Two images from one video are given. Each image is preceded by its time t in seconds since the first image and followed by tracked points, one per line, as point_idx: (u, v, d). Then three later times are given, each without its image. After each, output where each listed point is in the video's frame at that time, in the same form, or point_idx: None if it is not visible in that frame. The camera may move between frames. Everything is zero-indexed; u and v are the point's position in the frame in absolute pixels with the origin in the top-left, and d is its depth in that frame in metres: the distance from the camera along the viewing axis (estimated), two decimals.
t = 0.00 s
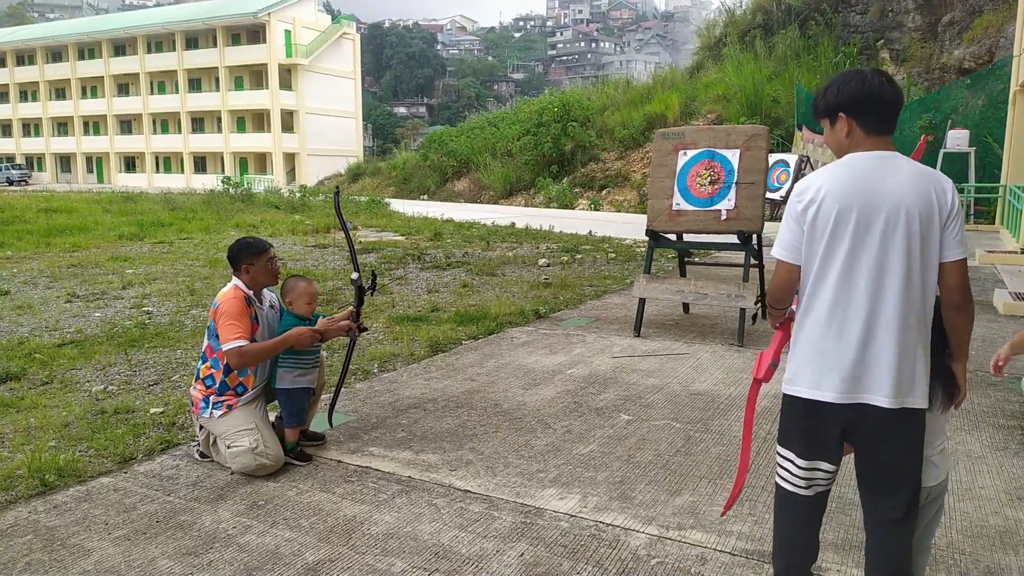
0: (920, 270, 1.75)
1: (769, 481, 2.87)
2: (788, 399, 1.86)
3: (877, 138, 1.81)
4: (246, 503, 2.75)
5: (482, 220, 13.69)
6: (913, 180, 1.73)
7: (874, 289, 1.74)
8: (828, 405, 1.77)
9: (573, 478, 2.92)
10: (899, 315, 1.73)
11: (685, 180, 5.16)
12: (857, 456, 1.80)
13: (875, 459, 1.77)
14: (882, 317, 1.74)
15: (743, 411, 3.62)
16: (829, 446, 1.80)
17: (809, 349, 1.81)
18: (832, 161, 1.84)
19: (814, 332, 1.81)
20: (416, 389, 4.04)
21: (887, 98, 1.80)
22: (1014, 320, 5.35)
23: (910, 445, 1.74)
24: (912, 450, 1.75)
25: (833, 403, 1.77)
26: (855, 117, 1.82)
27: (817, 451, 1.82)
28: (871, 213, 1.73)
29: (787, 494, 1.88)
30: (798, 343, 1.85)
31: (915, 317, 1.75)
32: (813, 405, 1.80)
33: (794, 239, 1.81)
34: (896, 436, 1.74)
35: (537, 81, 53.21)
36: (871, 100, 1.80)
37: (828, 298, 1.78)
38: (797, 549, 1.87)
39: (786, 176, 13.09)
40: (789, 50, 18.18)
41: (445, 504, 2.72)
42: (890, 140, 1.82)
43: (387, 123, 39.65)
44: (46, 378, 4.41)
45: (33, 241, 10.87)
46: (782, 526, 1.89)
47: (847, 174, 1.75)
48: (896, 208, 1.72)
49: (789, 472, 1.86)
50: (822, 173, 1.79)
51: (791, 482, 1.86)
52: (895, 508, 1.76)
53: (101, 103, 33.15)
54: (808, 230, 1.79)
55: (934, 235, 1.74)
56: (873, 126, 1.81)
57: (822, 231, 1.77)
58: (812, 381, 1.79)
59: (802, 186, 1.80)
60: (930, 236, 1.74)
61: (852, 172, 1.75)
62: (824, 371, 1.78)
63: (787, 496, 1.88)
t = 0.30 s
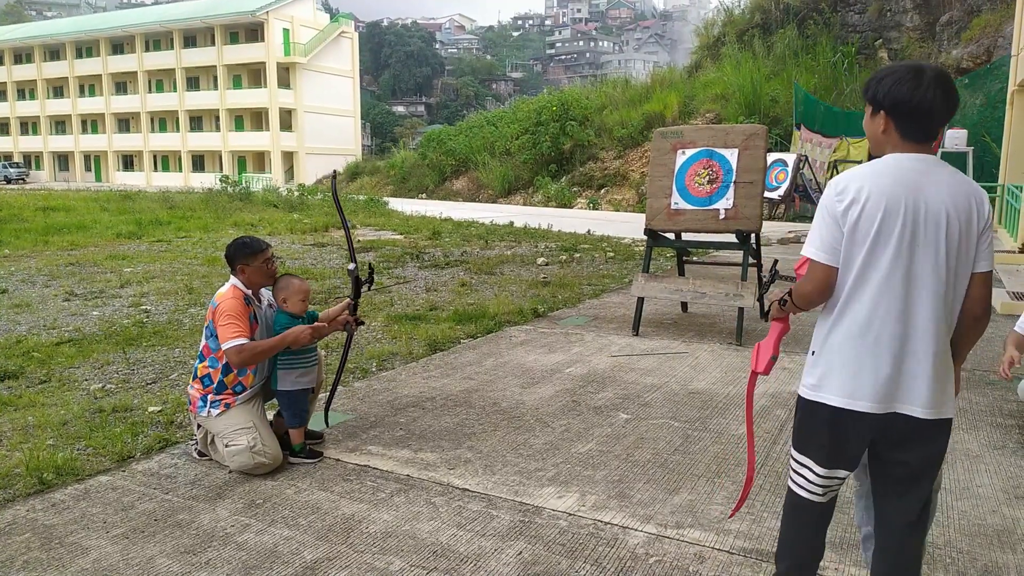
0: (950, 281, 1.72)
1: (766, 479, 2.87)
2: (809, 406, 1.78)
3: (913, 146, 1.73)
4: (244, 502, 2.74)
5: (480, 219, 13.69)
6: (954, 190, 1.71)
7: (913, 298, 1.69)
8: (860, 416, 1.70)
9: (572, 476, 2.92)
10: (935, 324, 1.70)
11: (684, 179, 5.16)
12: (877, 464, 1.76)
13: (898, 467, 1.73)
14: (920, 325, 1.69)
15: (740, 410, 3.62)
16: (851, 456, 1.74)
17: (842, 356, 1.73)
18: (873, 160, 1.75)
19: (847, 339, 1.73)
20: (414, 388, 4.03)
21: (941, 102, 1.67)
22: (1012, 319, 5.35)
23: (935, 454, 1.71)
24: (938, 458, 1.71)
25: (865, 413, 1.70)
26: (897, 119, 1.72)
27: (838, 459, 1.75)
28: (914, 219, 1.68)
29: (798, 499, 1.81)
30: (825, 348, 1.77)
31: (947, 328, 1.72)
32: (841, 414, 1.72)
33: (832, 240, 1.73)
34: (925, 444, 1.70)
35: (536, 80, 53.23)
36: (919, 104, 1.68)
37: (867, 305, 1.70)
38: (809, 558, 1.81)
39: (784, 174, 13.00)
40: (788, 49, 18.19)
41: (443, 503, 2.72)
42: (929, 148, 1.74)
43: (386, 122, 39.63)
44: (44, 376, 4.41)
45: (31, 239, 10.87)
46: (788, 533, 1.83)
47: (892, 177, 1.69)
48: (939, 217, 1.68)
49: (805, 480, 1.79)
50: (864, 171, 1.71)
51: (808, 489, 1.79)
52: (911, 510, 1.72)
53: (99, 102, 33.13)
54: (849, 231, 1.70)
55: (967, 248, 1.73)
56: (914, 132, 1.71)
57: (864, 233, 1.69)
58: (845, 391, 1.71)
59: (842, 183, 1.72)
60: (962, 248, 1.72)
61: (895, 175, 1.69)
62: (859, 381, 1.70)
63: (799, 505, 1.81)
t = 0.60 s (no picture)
0: (966, 291, 1.72)
1: (769, 483, 2.87)
2: (819, 410, 1.78)
3: (943, 150, 1.72)
4: (247, 505, 2.75)
5: (483, 221, 13.68)
6: (977, 200, 1.70)
7: (931, 308, 1.68)
8: (871, 423, 1.70)
9: (574, 479, 2.92)
10: (950, 337, 1.69)
11: (686, 182, 5.17)
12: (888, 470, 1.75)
13: (906, 471, 1.72)
14: (937, 336, 1.68)
15: (743, 413, 3.62)
16: (863, 460, 1.72)
17: (856, 364, 1.72)
18: (902, 163, 1.73)
19: (862, 347, 1.72)
20: (416, 390, 4.04)
21: (978, 106, 1.66)
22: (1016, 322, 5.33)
23: (946, 460, 1.71)
24: (948, 466, 1.71)
25: (879, 421, 1.69)
26: (930, 120, 1.71)
27: (851, 463, 1.74)
28: (935, 228, 1.67)
29: (807, 503, 1.80)
30: (839, 354, 1.76)
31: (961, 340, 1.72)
32: (853, 421, 1.71)
33: (853, 242, 1.71)
34: (934, 451, 1.70)
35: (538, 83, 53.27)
36: (955, 107, 1.67)
37: (884, 312, 1.69)
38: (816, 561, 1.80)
39: (787, 177, 12.96)
40: (791, 52, 18.19)
41: (445, 505, 2.72)
42: (960, 153, 1.74)
43: (389, 124, 39.67)
44: (47, 379, 4.42)
45: (35, 242, 10.89)
46: (794, 533, 1.83)
47: (918, 183, 1.68)
48: (960, 226, 1.68)
49: (816, 484, 1.77)
50: (890, 175, 1.70)
51: (819, 494, 1.77)
52: (919, 517, 1.71)
53: (103, 104, 33.20)
54: (871, 235, 1.69)
55: (984, 260, 1.72)
56: (945, 136, 1.71)
57: (885, 239, 1.68)
58: (860, 398, 1.70)
59: (866, 186, 1.70)
60: (980, 258, 1.71)
61: (919, 182, 1.68)
62: (873, 389, 1.69)
63: (808, 506, 1.80)
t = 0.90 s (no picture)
0: (956, 291, 1.71)
1: (767, 481, 2.87)
2: (811, 410, 1.79)
3: (942, 146, 1.72)
4: (245, 504, 2.75)
5: (481, 220, 13.66)
6: (972, 199, 1.68)
7: (917, 309, 1.68)
8: (866, 423, 1.70)
9: (572, 477, 2.92)
10: (938, 339, 1.69)
11: (684, 180, 5.16)
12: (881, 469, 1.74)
13: (905, 471, 1.71)
14: (924, 338, 1.69)
15: (742, 412, 3.62)
16: (857, 459, 1.73)
17: (846, 364, 1.73)
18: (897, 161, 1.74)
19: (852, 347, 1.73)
20: (415, 389, 4.04)
21: (980, 103, 1.66)
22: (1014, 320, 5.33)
23: (940, 459, 1.71)
24: (941, 466, 1.71)
25: (869, 423, 1.69)
26: (929, 115, 1.72)
27: (849, 462, 1.74)
28: (925, 227, 1.67)
29: (809, 504, 1.80)
30: (831, 355, 1.76)
31: (947, 341, 1.72)
32: (846, 420, 1.72)
33: (844, 239, 1.72)
34: (928, 449, 1.70)
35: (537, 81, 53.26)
36: (955, 104, 1.67)
37: (872, 311, 1.70)
38: (818, 560, 1.80)
39: (785, 175, 12.94)
40: (788, 50, 18.21)
41: (443, 504, 2.72)
42: (958, 153, 1.74)
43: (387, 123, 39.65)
44: (45, 378, 4.41)
45: (32, 241, 10.88)
46: (798, 533, 1.83)
47: (909, 181, 1.68)
48: (950, 225, 1.67)
49: (817, 484, 1.77)
50: (883, 174, 1.70)
51: (820, 494, 1.78)
52: (914, 516, 1.72)
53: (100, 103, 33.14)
54: (861, 233, 1.69)
55: (977, 259, 1.70)
56: (944, 132, 1.71)
57: (874, 238, 1.69)
58: (848, 397, 1.71)
59: (859, 184, 1.71)
60: (973, 258, 1.70)
61: (913, 178, 1.68)
62: (861, 389, 1.70)
63: (809, 507, 1.80)
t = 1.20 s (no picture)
0: (948, 291, 1.70)
1: (771, 484, 2.86)
2: (807, 413, 1.79)
3: (933, 143, 1.71)
4: (248, 504, 2.75)
5: (484, 220, 13.65)
6: (962, 195, 1.68)
7: (909, 310, 1.68)
8: (863, 426, 1.69)
9: (576, 479, 2.91)
10: (929, 339, 1.69)
11: (688, 182, 5.16)
12: (880, 471, 1.74)
13: (903, 470, 1.71)
14: (918, 338, 1.68)
15: (746, 413, 3.62)
16: (858, 460, 1.72)
17: (839, 366, 1.72)
18: (887, 160, 1.73)
19: (844, 348, 1.72)
20: (418, 389, 4.04)
21: (967, 102, 1.66)
22: (1018, 322, 5.31)
23: (937, 457, 1.70)
24: (939, 465, 1.70)
25: (864, 425, 1.68)
26: (916, 114, 1.72)
27: (854, 466, 1.73)
28: (916, 227, 1.66)
29: (816, 512, 1.78)
30: (825, 357, 1.76)
31: (940, 340, 1.71)
32: (843, 422, 1.71)
33: (835, 240, 1.72)
34: (926, 447, 1.70)
35: (541, 82, 53.34)
36: (943, 103, 1.67)
37: (867, 314, 1.69)
38: (827, 569, 1.78)
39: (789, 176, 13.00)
40: (793, 51, 18.19)
41: (447, 505, 2.72)
42: (949, 151, 1.73)
43: (390, 123, 39.70)
44: (49, 377, 4.42)
45: (38, 240, 10.92)
46: (807, 539, 1.80)
47: (900, 181, 1.67)
48: (940, 225, 1.66)
49: (826, 488, 1.75)
50: (873, 173, 1.69)
51: (829, 499, 1.75)
52: (914, 515, 1.71)
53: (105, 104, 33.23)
54: (851, 234, 1.69)
55: (971, 258, 1.69)
56: (934, 131, 1.70)
57: (864, 238, 1.68)
58: (842, 401, 1.71)
59: (848, 184, 1.70)
60: (967, 259, 1.69)
61: (901, 178, 1.67)
62: (857, 390, 1.69)
63: (820, 517, 1.77)
